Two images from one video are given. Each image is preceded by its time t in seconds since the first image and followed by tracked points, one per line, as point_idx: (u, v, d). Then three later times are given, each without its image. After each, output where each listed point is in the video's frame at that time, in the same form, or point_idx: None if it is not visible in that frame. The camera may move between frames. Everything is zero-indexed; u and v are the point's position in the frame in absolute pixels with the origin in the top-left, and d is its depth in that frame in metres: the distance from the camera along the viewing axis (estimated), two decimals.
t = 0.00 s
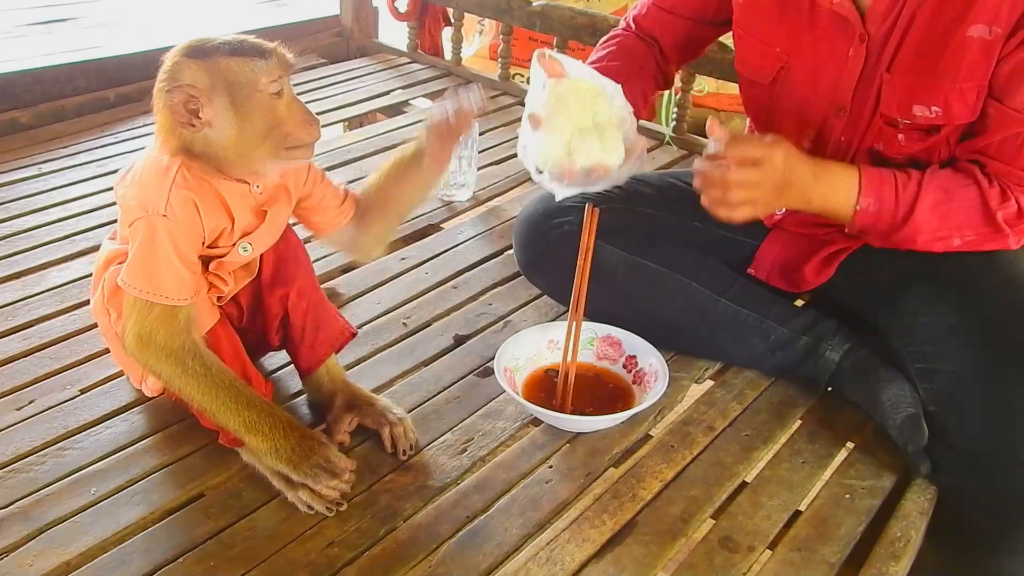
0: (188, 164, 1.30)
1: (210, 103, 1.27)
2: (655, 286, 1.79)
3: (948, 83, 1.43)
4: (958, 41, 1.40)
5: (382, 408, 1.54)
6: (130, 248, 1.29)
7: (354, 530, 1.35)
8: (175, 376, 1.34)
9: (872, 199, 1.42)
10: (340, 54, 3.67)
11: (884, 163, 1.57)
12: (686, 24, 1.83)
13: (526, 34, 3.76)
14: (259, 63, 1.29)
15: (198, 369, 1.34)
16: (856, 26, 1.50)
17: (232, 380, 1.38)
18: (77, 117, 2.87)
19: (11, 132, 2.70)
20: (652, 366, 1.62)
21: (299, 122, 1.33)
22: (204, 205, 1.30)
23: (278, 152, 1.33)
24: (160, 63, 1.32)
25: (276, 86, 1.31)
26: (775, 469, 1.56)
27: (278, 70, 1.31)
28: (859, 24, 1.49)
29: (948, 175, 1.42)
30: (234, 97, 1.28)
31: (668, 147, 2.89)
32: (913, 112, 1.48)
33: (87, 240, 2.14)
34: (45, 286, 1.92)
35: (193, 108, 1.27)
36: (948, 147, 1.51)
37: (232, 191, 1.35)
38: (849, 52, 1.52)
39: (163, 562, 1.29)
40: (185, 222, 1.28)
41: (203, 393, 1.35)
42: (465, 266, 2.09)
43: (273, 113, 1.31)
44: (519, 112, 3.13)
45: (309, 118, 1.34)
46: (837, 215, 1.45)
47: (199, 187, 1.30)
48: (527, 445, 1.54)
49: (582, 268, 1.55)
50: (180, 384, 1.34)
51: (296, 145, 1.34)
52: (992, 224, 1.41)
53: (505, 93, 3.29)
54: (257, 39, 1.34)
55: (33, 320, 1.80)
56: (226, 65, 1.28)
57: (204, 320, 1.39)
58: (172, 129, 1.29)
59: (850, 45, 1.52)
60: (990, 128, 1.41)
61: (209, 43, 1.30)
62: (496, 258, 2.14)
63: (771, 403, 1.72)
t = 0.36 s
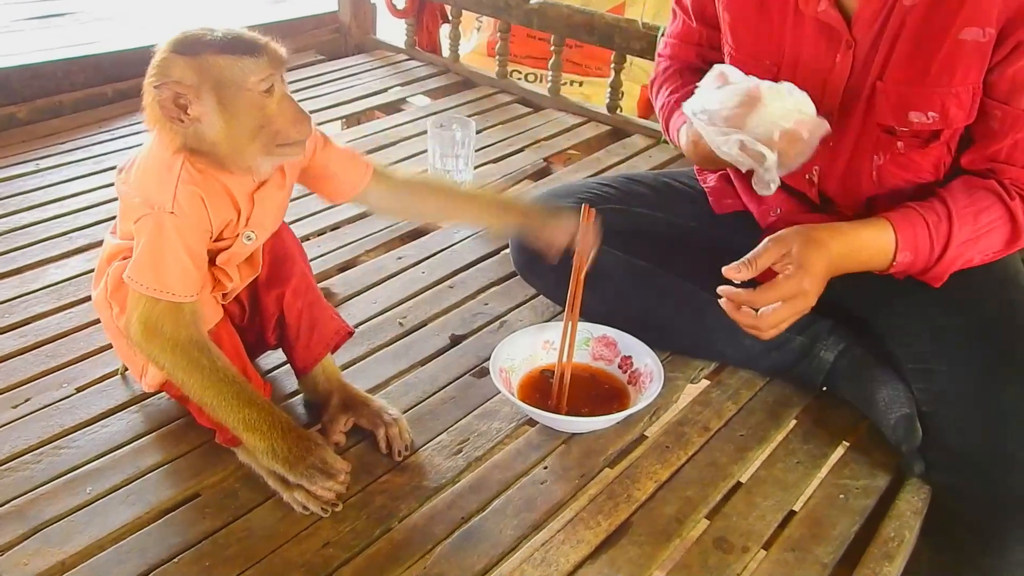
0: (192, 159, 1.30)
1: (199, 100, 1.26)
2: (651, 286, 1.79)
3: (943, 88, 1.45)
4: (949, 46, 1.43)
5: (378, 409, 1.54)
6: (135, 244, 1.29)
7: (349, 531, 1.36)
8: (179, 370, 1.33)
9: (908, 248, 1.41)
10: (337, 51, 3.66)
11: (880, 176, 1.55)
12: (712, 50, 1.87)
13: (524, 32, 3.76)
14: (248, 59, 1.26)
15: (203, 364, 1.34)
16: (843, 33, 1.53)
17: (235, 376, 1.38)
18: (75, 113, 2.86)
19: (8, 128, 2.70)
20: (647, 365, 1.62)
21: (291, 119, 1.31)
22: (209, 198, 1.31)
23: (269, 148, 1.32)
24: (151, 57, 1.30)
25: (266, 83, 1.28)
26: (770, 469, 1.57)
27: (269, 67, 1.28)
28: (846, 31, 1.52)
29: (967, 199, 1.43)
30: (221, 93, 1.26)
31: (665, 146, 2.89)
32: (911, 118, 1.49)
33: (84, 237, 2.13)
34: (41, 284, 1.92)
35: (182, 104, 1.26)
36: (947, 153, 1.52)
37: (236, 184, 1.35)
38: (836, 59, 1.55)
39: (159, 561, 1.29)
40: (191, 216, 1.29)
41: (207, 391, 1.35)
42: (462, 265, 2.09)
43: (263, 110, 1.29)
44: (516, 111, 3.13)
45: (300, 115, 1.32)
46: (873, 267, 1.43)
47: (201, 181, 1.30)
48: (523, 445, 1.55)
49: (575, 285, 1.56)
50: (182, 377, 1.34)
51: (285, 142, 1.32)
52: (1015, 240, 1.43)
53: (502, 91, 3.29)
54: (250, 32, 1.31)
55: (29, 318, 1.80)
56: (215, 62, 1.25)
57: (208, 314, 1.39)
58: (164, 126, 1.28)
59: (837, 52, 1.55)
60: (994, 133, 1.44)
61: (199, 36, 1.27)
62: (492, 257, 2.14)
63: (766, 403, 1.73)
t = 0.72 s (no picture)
0: (190, 172, 1.31)
1: (211, 112, 1.28)
2: (647, 291, 1.79)
3: (944, 82, 1.44)
4: (949, 40, 1.43)
5: (376, 413, 1.54)
6: (128, 253, 1.29)
7: (346, 535, 1.36)
8: (171, 382, 1.34)
9: (875, 254, 1.38)
10: (335, 55, 3.67)
11: (883, 172, 1.55)
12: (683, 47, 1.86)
13: (522, 36, 3.77)
14: (268, 82, 1.31)
15: (195, 375, 1.35)
16: (846, 32, 1.53)
17: (228, 383, 1.39)
18: (73, 117, 2.87)
19: (6, 132, 2.70)
20: (641, 361, 1.63)
21: (298, 146, 1.35)
22: (205, 213, 1.31)
23: (271, 172, 1.35)
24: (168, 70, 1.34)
25: (280, 107, 1.32)
26: (766, 473, 1.57)
27: (286, 92, 1.33)
28: (850, 31, 1.52)
29: (935, 202, 1.41)
30: (236, 110, 1.29)
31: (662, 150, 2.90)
32: (912, 113, 1.48)
33: (82, 241, 2.14)
34: (39, 288, 1.92)
35: (194, 114, 1.28)
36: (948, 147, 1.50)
37: (233, 202, 1.36)
38: (841, 58, 1.55)
39: (155, 566, 1.29)
40: (185, 230, 1.29)
41: (201, 398, 1.36)
42: (460, 270, 2.09)
43: (273, 133, 1.33)
44: (514, 115, 3.13)
45: (307, 144, 1.36)
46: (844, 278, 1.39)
47: (199, 196, 1.31)
48: (520, 449, 1.55)
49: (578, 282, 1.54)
50: (175, 391, 1.35)
51: (290, 167, 1.36)
52: (988, 237, 1.41)
53: (500, 95, 3.30)
54: (271, 59, 1.36)
55: (26, 322, 1.80)
56: (234, 80, 1.29)
57: (201, 322, 1.40)
58: (172, 136, 1.30)
59: (842, 53, 1.55)
60: (983, 125, 1.44)
61: (221, 54, 1.32)
62: (490, 262, 2.15)
63: (762, 407, 1.73)
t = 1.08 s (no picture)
0: (180, 179, 1.30)
1: (207, 120, 1.28)
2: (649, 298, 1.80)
3: (904, 98, 1.43)
4: (916, 58, 1.40)
5: (372, 419, 1.53)
6: (119, 262, 1.29)
7: (344, 541, 1.35)
8: (165, 392, 1.35)
9: (798, 271, 1.40)
10: (332, 61, 3.67)
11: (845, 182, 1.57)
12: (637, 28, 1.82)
13: (518, 41, 3.77)
14: (267, 95, 1.31)
15: (189, 384, 1.36)
16: (825, 45, 1.52)
17: (224, 392, 1.39)
18: (70, 123, 2.87)
19: (3, 138, 2.70)
20: (638, 366, 1.63)
21: (290, 159, 1.36)
22: (194, 220, 1.31)
23: (263, 182, 1.36)
24: (162, 74, 1.33)
25: (276, 121, 1.33)
26: (765, 478, 1.57)
27: (283, 106, 1.33)
28: (829, 43, 1.52)
29: (860, 222, 1.41)
30: (232, 120, 1.29)
31: (659, 154, 2.90)
32: (873, 127, 1.48)
33: (79, 247, 2.13)
34: (36, 294, 1.92)
35: (189, 121, 1.27)
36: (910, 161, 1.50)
37: (224, 209, 1.35)
38: (823, 69, 1.53)
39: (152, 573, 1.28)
40: (174, 238, 1.29)
41: (197, 405, 1.36)
42: (458, 275, 2.09)
43: (267, 145, 1.33)
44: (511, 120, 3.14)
45: (298, 159, 1.37)
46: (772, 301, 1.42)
47: (189, 204, 1.31)
48: (518, 454, 1.55)
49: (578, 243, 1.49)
50: (171, 400, 1.35)
51: (281, 179, 1.36)
52: (923, 256, 1.39)
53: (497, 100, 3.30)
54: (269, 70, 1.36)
55: (23, 328, 1.80)
56: (232, 89, 1.29)
57: (195, 329, 1.39)
58: (165, 141, 1.29)
59: (823, 63, 1.54)
60: (931, 141, 1.41)
61: (219, 62, 1.32)
62: (488, 266, 2.15)
63: (760, 412, 1.73)
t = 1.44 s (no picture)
0: (180, 185, 1.31)
1: (213, 129, 1.30)
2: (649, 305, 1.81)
3: (874, 108, 1.46)
4: (886, 67, 1.42)
5: (371, 424, 1.53)
6: (120, 268, 1.29)
7: (343, 546, 1.35)
8: (164, 398, 1.35)
9: (762, 265, 1.45)
10: (330, 66, 3.67)
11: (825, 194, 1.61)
12: (611, 55, 1.83)
13: (516, 46, 3.78)
14: (273, 105, 1.32)
15: (188, 390, 1.36)
16: (803, 62, 1.54)
17: (223, 398, 1.39)
18: (68, 129, 2.87)
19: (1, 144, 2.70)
20: (638, 369, 1.64)
21: (293, 167, 1.37)
22: (194, 226, 1.31)
23: (266, 190, 1.37)
24: (168, 80, 1.35)
25: (280, 129, 1.34)
26: (764, 482, 1.57)
27: (288, 115, 1.34)
28: (806, 58, 1.53)
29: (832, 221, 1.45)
30: (238, 128, 1.31)
31: (656, 159, 2.91)
32: (846, 137, 1.51)
33: (77, 253, 2.13)
34: (34, 301, 1.92)
35: (195, 129, 1.29)
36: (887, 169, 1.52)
37: (223, 215, 1.36)
38: (800, 84, 1.56)
39: None
40: (174, 244, 1.29)
41: (196, 411, 1.36)
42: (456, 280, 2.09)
43: (271, 153, 1.35)
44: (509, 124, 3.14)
45: (303, 166, 1.38)
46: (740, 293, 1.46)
47: (189, 209, 1.31)
48: (517, 460, 1.55)
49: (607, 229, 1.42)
50: (170, 407, 1.35)
51: (283, 187, 1.38)
52: (888, 259, 1.43)
53: (495, 105, 3.31)
54: (273, 78, 1.37)
55: (22, 335, 1.79)
56: (239, 98, 1.31)
57: (195, 335, 1.39)
58: (170, 147, 1.31)
59: (803, 78, 1.55)
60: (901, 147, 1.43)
61: (224, 69, 1.34)
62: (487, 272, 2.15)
63: (759, 417, 1.73)
